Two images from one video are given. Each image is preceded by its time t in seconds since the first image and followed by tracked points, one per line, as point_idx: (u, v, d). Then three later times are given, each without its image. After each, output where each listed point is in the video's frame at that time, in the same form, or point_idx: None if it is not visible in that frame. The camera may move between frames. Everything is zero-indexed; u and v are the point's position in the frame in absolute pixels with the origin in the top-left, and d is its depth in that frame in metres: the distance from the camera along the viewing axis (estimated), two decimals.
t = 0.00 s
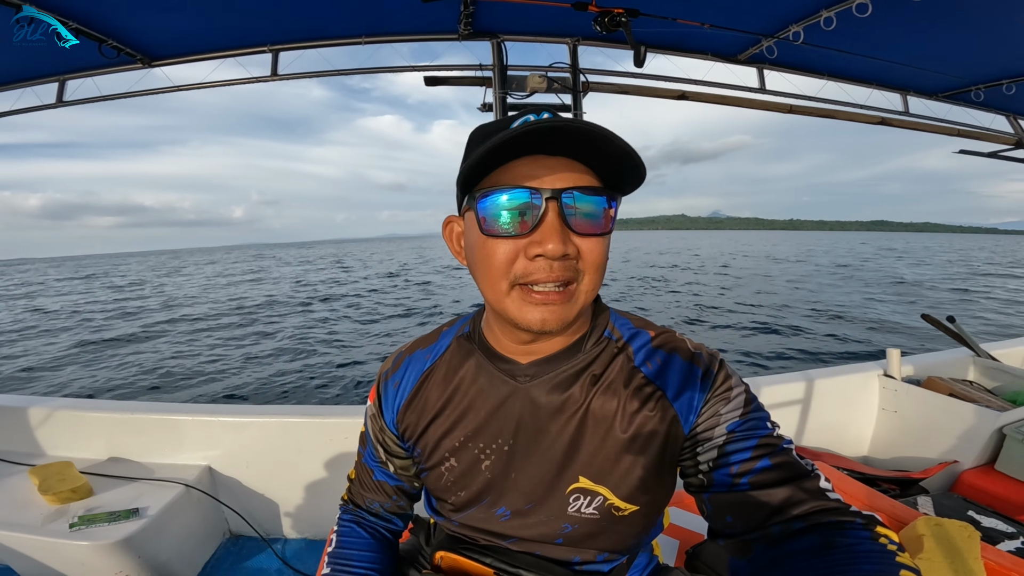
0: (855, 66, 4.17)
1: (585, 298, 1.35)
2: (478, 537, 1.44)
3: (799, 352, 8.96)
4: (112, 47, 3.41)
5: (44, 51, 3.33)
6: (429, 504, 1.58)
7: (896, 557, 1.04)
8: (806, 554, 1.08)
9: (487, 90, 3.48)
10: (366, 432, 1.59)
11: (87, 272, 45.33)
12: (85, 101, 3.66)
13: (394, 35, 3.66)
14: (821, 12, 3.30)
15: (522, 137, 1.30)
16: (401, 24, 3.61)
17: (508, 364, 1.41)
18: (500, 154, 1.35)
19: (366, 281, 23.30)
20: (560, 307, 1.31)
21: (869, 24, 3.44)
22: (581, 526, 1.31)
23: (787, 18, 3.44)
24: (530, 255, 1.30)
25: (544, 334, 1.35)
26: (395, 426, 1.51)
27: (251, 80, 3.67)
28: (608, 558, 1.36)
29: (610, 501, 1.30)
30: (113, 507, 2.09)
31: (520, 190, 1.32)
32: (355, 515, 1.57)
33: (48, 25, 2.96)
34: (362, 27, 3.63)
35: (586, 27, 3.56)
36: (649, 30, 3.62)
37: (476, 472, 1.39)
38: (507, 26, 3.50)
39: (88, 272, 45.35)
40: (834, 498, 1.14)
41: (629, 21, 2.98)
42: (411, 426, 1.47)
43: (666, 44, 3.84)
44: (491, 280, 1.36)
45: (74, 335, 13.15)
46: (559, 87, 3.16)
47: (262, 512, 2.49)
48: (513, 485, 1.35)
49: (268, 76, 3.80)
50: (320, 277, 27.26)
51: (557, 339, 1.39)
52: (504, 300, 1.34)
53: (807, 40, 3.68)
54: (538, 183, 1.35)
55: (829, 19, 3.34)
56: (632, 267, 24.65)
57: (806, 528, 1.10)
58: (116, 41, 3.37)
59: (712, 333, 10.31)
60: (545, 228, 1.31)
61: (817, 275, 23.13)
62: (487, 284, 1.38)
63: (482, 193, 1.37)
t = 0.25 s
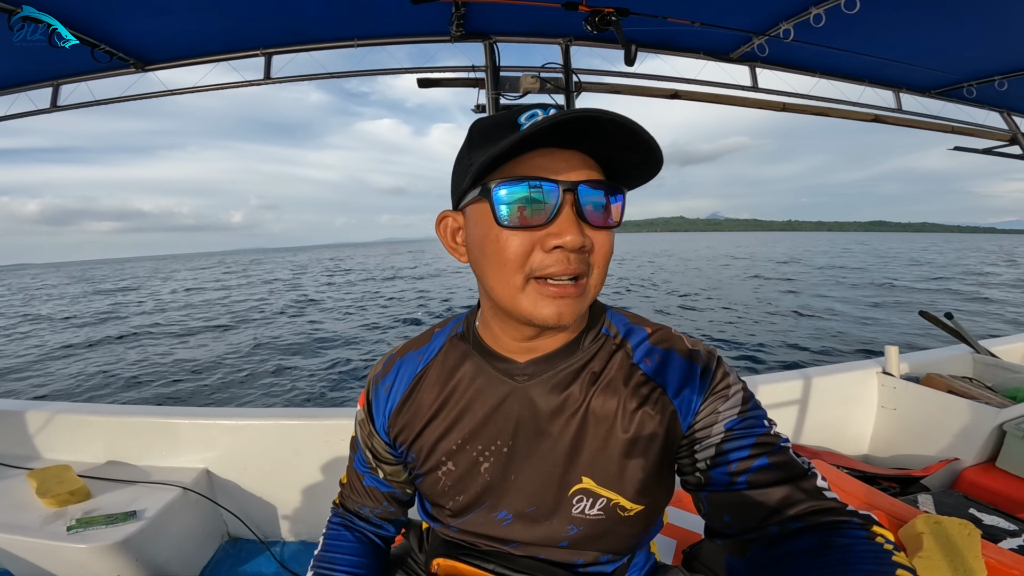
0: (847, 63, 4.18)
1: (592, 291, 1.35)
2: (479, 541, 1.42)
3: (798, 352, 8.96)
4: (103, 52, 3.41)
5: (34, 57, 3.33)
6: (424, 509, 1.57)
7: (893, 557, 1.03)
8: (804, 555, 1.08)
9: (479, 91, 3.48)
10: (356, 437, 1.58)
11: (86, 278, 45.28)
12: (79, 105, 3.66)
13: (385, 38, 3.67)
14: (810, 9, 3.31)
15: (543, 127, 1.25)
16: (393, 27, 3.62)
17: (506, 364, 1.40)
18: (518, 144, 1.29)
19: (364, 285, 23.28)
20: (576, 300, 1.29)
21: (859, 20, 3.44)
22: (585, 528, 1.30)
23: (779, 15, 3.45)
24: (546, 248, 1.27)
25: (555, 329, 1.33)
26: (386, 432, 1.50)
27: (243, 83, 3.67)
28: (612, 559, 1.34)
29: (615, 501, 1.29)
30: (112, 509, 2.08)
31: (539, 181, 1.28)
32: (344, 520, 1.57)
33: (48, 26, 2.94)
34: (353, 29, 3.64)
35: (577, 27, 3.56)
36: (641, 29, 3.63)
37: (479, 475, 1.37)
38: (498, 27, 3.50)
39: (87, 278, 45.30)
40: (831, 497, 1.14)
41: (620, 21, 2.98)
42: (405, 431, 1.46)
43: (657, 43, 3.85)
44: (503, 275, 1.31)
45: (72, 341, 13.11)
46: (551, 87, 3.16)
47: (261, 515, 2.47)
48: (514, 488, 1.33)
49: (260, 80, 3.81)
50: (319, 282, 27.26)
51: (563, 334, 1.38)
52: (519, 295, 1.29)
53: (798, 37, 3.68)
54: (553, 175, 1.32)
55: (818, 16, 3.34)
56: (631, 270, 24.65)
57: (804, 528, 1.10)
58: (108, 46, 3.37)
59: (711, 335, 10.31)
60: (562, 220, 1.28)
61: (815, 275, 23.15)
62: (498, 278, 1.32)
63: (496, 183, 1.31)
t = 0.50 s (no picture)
0: (844, 65, 4.18)
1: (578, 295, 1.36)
2: (471, 544, 1.42)
3: (799, 353, 8.94)
4: (104, 57, 3.41)
5: (33, 63, 3.35)
6: (419, 513, 1.57)
7: (885, 555, 1.01)
8: (795, 552, 1.05)
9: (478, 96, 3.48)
10: (350, 444, 1.58)
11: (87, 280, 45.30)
12: (81, 111, 3.67)
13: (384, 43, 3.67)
14: (807, 11, 3.30)
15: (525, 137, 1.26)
16: (392, 31, 3.62)
17: (495, 369, 1.40)
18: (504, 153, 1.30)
19: (364, 287, 23.28)
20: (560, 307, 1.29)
21: (854, 22, 3.45)
22: (575, 530, 1.29)
23: (775, 17, 3.44)
24: (531, 254, 1.28)
25: (541, 335, 1.33)
26: (379, 438, 1.50)
27: (243, 89, 3.67)
28: (604, 561, 1.34)
29: (603, 504, 1.28)
30: (113, 514, 2.08)
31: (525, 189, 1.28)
32: (338, 526, 1.57)
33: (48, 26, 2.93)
34: (352, 35, 3.65)
35: (574, 31, 3.57)
36: (636, 32, 3.60)
37: (469, 479, 1.36)
38: (496, 32, 3.51)
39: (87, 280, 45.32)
40: (821, 496, 1.12)
41: (616, 24, 2.99)
42: (397, 437, 1.46)
43: (654, 46, 3.85)
44: (489, 281, 1.31)
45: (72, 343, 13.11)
46: (549, 92, 3.17)
47: (261, 519, 2.47)
48: (505, 491, 1.33)
49: (260, 85, 3.81)
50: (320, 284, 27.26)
51: (548, 340, 1.38)
52: (505, 301, 1.29)
53: (794, 39, 3.69)
54: (538, 183, 1.32)
55: (814, 18, 3.34)
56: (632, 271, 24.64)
57: (795, 527, 1.08)
58: (108, 51, 3.38)
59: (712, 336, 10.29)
60: (546, 227, 1.28)
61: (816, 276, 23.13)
62: (485, 285, 1.32)
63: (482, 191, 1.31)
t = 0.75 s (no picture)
0: (843, 67, 4.17)
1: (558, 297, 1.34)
2: (462, 539, 1.41)
3: (801, 354, 8.92)
4: (106, 60, 3.41)
5: (34, 66, 3.35)
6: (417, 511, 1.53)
7: (888, 555, 1.02)
8: (794, 555, 1.05)
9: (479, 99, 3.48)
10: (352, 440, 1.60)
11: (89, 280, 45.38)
12: (83, 113, 3.67)
13: (385, 46, 3.66)
14: (806, 13, 3.29)
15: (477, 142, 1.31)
16: (392, 35, 3.61)
17: (487, 369, 1.40)
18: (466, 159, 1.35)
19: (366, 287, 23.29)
20: (530, 308, 1.30)
21: (853, 25, 3.45)
22: (564, 531, 1.28)
23: (774, 20, 3.44)
24: (499, 257, 1.30)
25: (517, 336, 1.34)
26: (376, 436, 1.50)
27: (245, 91, 3.67)
28: (596, 561, 1.31)
29: (591, 504, 1.26)
30: (111, 517, 2.08)
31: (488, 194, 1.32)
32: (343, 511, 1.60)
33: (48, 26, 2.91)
34: (353, 38, 3.65)
35: (574, 35, 3.57)
36: (636, 35, 3.59)
37: (459, 478, 1.36)
38: (496, 35, 3.50)
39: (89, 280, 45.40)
40: (823, 497, 1.12)
41: (616, 27, 2.98)
42: (391, 435, 1.46)
43: (654, 49, 3.86)
44: (465, 284, 1.36)
45: (74, 343, 13.13)
46: (550, 94, 3.16)
47: (260, 523, 2.47)
48: (495, 490, 1.33)
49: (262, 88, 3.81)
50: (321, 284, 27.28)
51: (527, 341, 1.38)
52: (478, 304, 1.33)
53: (793, 42, 3.68)
54: (504, 187, 1.35)
55: (813, 20, 3.34)
56: (633, 271, 24.63)
57: (796, 530, 1.08)
58: (111, 54, 3.38)
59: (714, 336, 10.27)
60: (513, 230, 1.30)
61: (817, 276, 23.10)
62: (462, 290, 1.37)
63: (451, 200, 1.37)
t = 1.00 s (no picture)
0: (843, 69, 4.16)
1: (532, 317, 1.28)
2: (464, 541, 1.40)
3: (802, 355, 8.91)
4: (108, 62, 3.41)
5: (32, 68, 3.35)
6: (419, 513, 1.53)
7: (908, 562, 1.02)
8: (810, 561, 1.05)
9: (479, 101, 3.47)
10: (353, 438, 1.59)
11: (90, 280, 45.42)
12: (84, 115, 3.66)
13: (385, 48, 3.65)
14: (806, 15, 3.28)
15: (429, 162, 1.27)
16: (392, 38, 3.61)
17: (491, 371, 1.38)
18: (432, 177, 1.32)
19: (366, 288, 23.27)
20: (490, 332, 1.26)
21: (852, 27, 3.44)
22: (568, 537, 1.27)
23: (774, 22, 3.43)
24: (461, 278, 1.29)
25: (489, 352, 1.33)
26: (378, 436, 1.48)
27: (245, 94, 3.66)
28: (598, 566, 1.30)
29: (596, 511, 1.25)
30: (106, 520, 2.08)
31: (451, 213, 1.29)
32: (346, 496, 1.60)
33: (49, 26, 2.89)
34: (353, 41, 3.65)
35: (575, 38, 3.57)
36: (637, 36, 3.58)
37: (462, 481, 1.36)
38: (496, 38, 3.50)
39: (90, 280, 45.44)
40: (839, 504, 1.12)
41: (617, 30, 2.97)
42: (393, 435, 1.45)
43: (654, 51, 3.85)
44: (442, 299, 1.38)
45: (74, 344, 13.12)
46: (551, 97, 3.15)
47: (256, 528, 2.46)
48: (497, 495, 1.32)
49: (263, 91, 3.80)
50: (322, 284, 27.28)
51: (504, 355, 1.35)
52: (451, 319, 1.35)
53: (793, 44, 3.67)
54: (466, 205, 1.30)
55: (813, 21, 3.32)
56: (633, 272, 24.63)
57: (812, 536, 1.07)
58: (112, 56, 3.37)
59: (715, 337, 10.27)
60: (472, 250, 1.27)
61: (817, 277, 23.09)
62: (442, 303, 1.38)
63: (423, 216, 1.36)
